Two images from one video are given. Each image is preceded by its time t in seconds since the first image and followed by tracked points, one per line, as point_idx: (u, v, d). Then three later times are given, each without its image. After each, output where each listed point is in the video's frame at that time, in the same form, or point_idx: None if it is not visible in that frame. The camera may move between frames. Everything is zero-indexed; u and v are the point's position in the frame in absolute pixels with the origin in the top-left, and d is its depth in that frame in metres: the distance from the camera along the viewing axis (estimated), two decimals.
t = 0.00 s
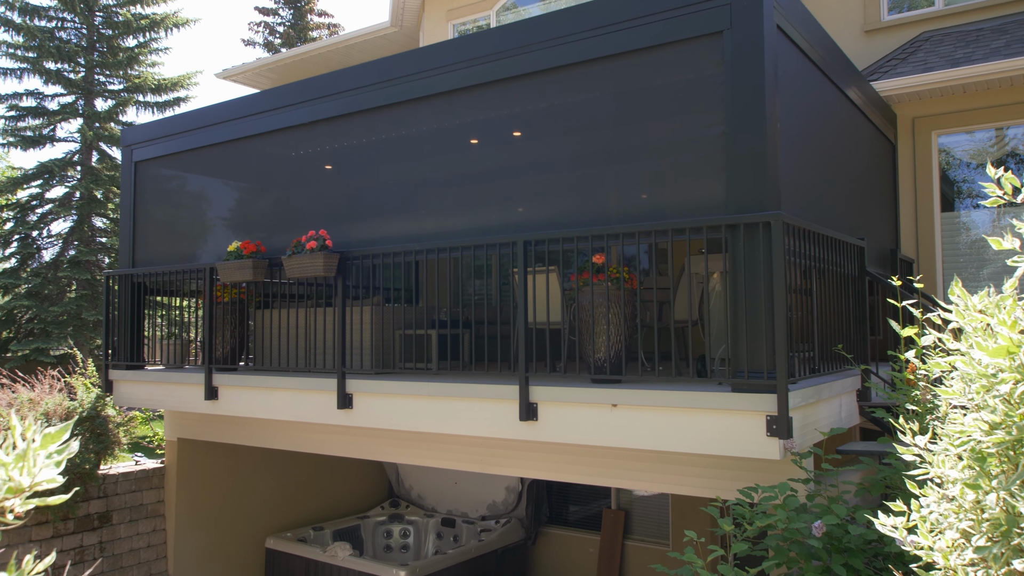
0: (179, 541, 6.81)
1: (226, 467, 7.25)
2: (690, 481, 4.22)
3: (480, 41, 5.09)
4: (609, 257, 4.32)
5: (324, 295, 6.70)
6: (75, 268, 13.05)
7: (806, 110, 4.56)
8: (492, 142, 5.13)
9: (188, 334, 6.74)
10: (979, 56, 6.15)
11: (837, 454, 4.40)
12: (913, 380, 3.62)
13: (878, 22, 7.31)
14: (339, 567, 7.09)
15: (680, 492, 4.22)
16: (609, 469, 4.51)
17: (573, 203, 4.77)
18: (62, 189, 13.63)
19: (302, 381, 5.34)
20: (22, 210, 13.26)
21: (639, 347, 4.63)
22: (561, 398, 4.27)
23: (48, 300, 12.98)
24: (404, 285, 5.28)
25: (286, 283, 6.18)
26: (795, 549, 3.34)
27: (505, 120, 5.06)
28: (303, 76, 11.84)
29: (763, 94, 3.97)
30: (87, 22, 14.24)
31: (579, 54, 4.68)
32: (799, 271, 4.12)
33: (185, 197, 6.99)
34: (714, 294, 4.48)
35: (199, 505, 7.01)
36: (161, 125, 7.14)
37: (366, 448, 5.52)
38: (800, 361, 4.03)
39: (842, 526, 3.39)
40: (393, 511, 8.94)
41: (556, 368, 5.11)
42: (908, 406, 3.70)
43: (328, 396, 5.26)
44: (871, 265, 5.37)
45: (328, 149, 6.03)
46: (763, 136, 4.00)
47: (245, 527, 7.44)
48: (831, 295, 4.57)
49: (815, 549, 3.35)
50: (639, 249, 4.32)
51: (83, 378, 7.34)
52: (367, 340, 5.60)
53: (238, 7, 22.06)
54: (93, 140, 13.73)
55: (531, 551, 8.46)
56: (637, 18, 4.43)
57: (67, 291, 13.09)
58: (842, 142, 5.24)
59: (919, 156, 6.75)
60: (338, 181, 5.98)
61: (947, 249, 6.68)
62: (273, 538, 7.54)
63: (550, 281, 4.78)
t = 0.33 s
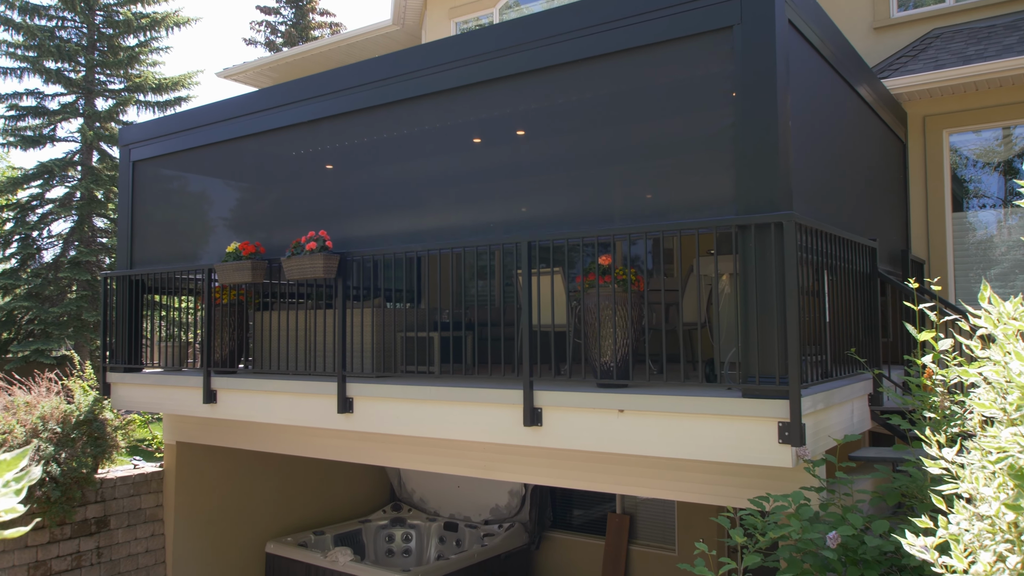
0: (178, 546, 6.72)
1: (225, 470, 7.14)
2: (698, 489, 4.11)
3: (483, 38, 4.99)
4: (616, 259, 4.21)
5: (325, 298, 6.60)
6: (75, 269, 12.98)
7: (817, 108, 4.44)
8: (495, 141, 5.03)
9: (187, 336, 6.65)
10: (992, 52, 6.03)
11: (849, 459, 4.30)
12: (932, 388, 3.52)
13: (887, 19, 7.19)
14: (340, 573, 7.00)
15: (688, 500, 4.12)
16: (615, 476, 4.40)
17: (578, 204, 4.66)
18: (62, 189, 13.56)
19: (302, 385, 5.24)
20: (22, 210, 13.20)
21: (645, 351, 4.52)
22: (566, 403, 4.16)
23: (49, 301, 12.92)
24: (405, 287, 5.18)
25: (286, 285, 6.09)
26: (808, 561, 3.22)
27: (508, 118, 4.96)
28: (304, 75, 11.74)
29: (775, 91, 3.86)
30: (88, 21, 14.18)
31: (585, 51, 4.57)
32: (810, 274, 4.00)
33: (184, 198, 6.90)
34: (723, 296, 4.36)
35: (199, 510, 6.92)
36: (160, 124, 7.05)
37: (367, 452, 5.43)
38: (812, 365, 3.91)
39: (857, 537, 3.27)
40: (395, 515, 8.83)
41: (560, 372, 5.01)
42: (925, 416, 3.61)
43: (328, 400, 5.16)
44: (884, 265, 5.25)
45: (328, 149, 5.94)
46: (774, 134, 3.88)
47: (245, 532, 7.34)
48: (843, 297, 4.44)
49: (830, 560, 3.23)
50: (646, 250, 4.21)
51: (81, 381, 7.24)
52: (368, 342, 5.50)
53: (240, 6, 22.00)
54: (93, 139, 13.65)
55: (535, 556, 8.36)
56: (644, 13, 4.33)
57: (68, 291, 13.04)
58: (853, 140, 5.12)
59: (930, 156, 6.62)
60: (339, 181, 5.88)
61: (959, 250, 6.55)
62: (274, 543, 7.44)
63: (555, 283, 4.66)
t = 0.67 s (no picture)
0: (176, 552, 6.63)
1: (225, 474, 7.05)
2: (705, 494, 4.02)
3: (486, 34, 4.89)
4: (621, 259, 4.10)
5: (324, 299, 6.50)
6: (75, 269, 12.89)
7: (828, 105, 4.35)
8: (498, 139, 4.93)
9: (185, 337, 6.56)
10: (1003, 49, 5.93)
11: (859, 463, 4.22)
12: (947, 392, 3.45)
13: (895, 16, 7.09)
14: None
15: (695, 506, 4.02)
16: (620, 481, 4.30)
17: (583, 203, 4.57)
18: (62, 188, 13.49)
19: (301, 387, 5.15)
20: (21, 209, 13.13)
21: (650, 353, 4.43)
22: (570, 407, 4.06)
23: (48, 302, 12.86)
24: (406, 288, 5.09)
25: (285, 285, 6.01)
26: (821, 570, 3.13)
27: (511, 115, 4.86)
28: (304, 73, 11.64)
29: (786, 88, 3.76)
30: (88, 19, 14.13)
31: (590, 46, 4.48)
32: (821, 274, 3.90)
33: (182, 196, 6.81)
34: (730, 297, 4.25)
35: (198, 513, 6.84)
36: (157, 122, 6.96)
37: (367, 456, 5.34)
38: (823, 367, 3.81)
39: (871, 545, 3.18)
40: (396, 518, 8.72)
41: (564, 375, 4.92)
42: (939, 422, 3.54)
43: (328, 403, 5.07)
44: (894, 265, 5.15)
45: (328, 147, 5.85)
46: (785, 131, 3.78)
47: (244, 536, 7.23)
48: (853, 298, 4.34)
49: (843, 570, 3.14)
50: (652, 250, 4.11)
51: (78, 382, 7.16)
52: (369, 344, 5.42)
53: (241, 5, 21.92)
54: (93, 139, 13.55)
55: (538, 559, 8.28)
56: (651, 8, 4.23)
57: (68, 291, 12.98)
58: (863, 138, 5.01)
59: (940, 154, 6.52)
60: (339, 180, 5.80)
61: (968, 250, 6.45)
62: (273, 546, 7.34)
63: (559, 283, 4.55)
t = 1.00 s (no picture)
0: (173, 558, 6.51)
1: (223, 477, 6.94)
2: (711, 500, 3.93)
3: (487, 29, 4.80)
4: (627, 259, 4.01)
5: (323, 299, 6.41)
6: (73, 270, 12.81)
7: (838, 101, 4.24)
8: (500, 137, 4.84)
9: (182, 338, 6.47)
10: (1013, 45, 5.82)
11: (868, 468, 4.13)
12: (963, 396, 3.39)
13: (902, 12, 6.99)
14: None
15: (702, 512, 3.93)
16: (625, 486, 4.20)
17: (587, 201, 4.47)
18: (60, 188, 13.42)
19: (300, 390, 5.06)
20: (19, 210, 13.06)
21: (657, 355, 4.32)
22: (574, 410, 3.97)
23: (47, 302, 12.80)
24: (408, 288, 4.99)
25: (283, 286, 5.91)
26: None
27: (514, 112, 4.77)
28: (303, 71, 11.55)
29: (796, 83, 3.66)
30: (87, 18, 14.06)
31: (595, 40, 4.38)
32: (832, 274, 3.79)
33: (179, 196, 6.72)
34: (739, 297, 4.15)
35: (195, 517, 6.74)
36: (155, 120, 6.87)
37: (367, 460, 5.25)
38: (834, 370, 3.71)
39: (885, 554, 3.09)
40: (396, 521, 8.63)
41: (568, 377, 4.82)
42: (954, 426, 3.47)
43: (327, 406, 4.98)
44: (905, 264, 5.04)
45: (328, 146, 5.76)
46: (795, 128, 3.68)
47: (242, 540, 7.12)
48: (864, 299, 4.24)
49: None
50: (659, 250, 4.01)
51: (74, 385, 7.07)
52: (369, 346, 5.33)
53: (240, 4, 21.83)
54: (93, 139, 13.38)
55: (540, 563, 8.20)
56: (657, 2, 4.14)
57: (67, 292, 12.91)
58: (873, 135, 4.91)
59: (949, 153, 6.42)
60: (339, 179, 5.71)
61: (978, 249, 6.34)
62: (273, 550, 7.23)
63: (563, 284, 4.45)
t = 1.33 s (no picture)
0: (170, 564, 6.41)
1: (220, 481, 6.84)
2: (720, 508, 3.83)
3: (490, 24, 4.70)
4: (634, 260, 3.90)
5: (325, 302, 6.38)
6: (71, 270, 12.70)
7: (850, 97, 4.14)
8: (502, 134, 4.74)
9: (179, 340, 6.38)
10: None
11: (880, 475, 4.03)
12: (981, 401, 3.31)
13: (911, 9, 6.88)
14: None
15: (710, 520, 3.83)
16: (631, 493, 4.10)
17: (592, 200, 4.37)
18: (58, 188, 13.34)
19: (299, 394, 4.95)
20: (17, 210, 12.96)
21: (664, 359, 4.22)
22: (579, 415, 3.86)
23: (45, 303, 12.72)
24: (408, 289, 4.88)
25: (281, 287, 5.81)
26: None
27: (517, 110, 4.67)
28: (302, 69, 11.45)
29: (810, 80, 3.55)
30: (85, 16, 13.97)
31: (603, 35, 4.27)
32: (846, 276, 3.68)
33: (177, 195, 6.61)
34: (748, 299, 4.04)
35: (193, 522, 6.64)
36: (152, 118, 6.76)
37: (367, 465, 5.15)
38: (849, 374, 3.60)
39: (903, 565, 2.98)
40: (397, 524, 8.52)
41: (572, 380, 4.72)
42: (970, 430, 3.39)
43: (326, 409, 4.88)
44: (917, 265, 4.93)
45: (327, 144, 5.66)
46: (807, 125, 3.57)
47: (240, 545, 7.01)
48: (877, 300, 4.12)
49: None
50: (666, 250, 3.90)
51: (69, 387, 6.96)
52: (370, 348, 5.23)
53: (240, 3, 21.73)
54: (91, 137, 13.30)
55: (542, 568, 8.12)
56: None
57: (66, 292, 12.82)
58: (885, 133, 4.80)
59: (959, 152, 6.31)
60: (338, 178, 5.61)
61: (989, 249, 6.23)
62: (271, 555, 7.12)
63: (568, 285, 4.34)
